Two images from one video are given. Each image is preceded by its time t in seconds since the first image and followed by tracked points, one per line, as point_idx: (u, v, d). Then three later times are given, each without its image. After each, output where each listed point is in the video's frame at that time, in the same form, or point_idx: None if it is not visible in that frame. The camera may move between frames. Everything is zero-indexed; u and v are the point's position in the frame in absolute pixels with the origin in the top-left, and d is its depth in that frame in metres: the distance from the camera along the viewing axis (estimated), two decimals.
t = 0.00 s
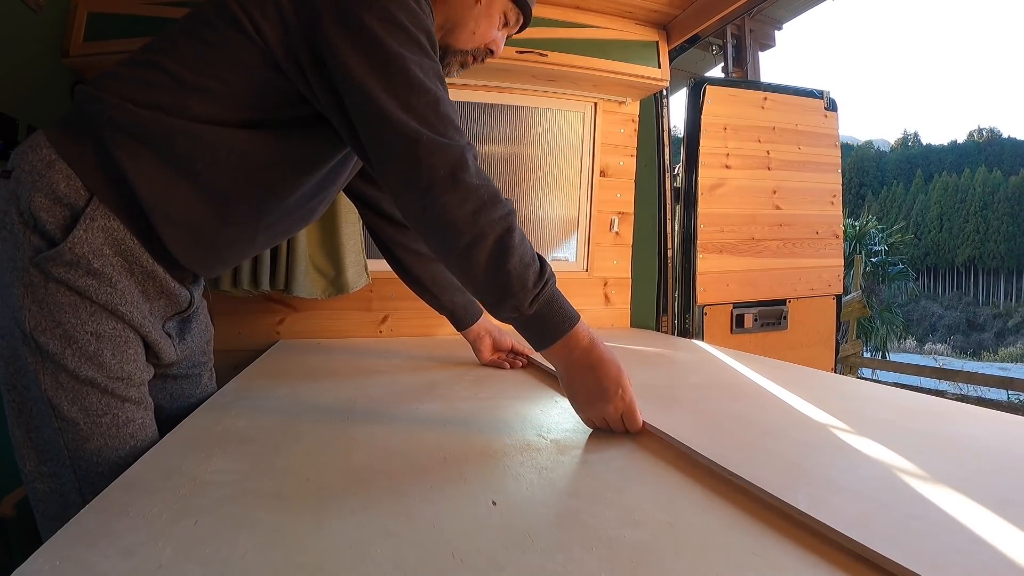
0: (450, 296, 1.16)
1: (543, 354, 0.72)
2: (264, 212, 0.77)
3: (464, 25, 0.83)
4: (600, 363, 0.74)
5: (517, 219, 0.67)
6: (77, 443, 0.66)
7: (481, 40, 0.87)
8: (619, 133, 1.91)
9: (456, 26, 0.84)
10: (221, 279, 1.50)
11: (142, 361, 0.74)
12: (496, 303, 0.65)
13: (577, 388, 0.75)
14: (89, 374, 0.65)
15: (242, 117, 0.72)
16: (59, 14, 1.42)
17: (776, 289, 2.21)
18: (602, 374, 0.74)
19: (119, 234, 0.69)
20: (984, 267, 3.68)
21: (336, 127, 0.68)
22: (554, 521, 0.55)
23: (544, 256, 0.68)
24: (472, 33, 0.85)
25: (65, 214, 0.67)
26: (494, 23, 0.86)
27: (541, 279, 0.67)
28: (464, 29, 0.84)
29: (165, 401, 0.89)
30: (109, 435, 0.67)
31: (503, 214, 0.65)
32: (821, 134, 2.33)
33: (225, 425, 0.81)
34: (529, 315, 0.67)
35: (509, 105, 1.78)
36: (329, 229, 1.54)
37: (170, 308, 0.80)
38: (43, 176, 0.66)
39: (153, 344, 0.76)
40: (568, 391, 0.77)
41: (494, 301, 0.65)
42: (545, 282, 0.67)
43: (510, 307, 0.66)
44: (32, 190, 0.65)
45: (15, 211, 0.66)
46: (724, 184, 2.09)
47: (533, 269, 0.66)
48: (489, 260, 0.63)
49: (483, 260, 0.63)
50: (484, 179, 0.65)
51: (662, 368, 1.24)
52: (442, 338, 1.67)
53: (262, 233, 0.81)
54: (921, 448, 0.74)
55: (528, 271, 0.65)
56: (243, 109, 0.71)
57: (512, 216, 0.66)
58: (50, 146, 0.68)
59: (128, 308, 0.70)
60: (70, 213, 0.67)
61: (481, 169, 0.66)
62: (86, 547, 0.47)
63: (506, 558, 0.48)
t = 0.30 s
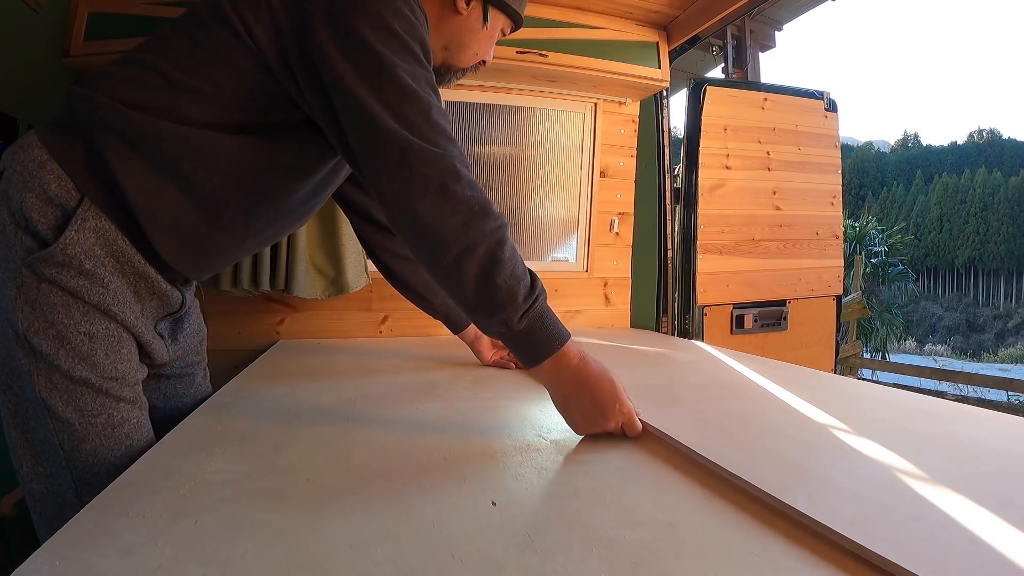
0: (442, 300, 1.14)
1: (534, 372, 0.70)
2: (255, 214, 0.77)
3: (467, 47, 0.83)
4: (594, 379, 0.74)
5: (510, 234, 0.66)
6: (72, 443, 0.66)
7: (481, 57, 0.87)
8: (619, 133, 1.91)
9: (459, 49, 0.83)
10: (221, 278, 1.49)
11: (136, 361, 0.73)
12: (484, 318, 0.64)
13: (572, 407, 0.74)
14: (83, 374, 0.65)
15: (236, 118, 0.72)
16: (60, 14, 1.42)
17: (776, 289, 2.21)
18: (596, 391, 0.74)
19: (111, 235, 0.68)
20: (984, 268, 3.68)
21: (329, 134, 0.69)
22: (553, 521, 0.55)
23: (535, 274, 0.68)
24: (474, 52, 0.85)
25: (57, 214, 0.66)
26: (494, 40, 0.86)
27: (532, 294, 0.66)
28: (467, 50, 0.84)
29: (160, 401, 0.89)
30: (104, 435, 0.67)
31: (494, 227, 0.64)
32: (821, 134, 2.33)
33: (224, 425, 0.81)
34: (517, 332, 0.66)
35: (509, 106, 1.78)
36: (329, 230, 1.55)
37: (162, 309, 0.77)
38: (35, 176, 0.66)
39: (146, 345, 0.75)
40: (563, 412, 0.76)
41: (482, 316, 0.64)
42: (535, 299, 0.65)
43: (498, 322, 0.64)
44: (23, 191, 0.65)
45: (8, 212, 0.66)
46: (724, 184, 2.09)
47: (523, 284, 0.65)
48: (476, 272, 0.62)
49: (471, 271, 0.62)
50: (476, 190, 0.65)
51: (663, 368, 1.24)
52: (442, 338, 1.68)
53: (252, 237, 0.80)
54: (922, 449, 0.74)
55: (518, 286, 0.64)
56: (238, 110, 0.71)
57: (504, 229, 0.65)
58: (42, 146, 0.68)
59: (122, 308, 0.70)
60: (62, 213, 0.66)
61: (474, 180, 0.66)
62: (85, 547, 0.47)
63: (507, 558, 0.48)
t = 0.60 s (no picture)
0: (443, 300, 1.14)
1: (539, 380, 0.69)
2: (256, 215, 0.77)
3: (471, 54, 0.83)
4: (597, 386, 0.73)
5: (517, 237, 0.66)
6: (75, 441, 0.66)
7: (485, 62, 0.88)
8: (619, 133, 1.91)
9: (463, 56, 0.83)
10: (221, 278, 1.50)
11: (138, 359, 0.73)
12: (488, 321, 0.64)
13: (573, 414, 0.74)
14: (87, 372, 0.65)
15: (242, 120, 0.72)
16: (61, 13, 1.42)
17: (776, 290, 2.21)
18: (599, 398, 0.73)
19: (114, 234, 0.68)
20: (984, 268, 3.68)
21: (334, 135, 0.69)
22: (553, 521, 0.55)
23: (540, 278, 0.68)
24: (477, 58, 0.85)
25: (60, 213, 0.66)
26: (498, 46, 0.86)
27: (537, 299, 0.66)
28: (471, 57, 0.84)
29: (161, 399, 0.89)
30: (108, 433, 0.67)
31: (501, 231, 0.64)
32: (821, 135, 2.34)
33: (225, 424, 0.82)
34: (522, 336, 0.66)
35: (509, 106, 1.79)
36: (329, 229, 1.55)
37: (162, 309, 0.77)
38: (38, 175, 0.66)
39: (148, 343, 0.75)
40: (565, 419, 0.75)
41: (486, 318, 0.64)
42: (540, 304, 0.66)
43: (503, 325, 0.64)
44: (27, 189, 0.65)
45: (10, 211, 0.66)
46: (724, 185, 2.09)
47: (529, 289, 0.65)
48: (483, 275, 0.62)
49: (478, 274, 0.62)
50: (484, 193, 0.65)
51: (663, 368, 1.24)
52: (443, 338, 1.68)
53: (252, 238, 0.81)
54: (920, 448, 0.74)
55: (524, 290, 0.64)
56: (243, 112, 0.71)
57: (512, 232, 0.65)
58: (45, 145, 0.68)
59: (124, 307, 0.70)
60: (65, 212, 0.66)
61: (482, 183, 0.66)
62: (85, 547, 0.47)
63: (507, 558, 0.48)
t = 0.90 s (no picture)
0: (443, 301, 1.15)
1: (541, 378, 0.69)
2: (257, 215, 0.77)
3: (472, 59, 0.83)
4: (599, 388, 0.72)
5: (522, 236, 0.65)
6: (77, 441, 0.66)
7: (485, 66, 0.88)
8: (619, 134, 1.91)
9: (464, 60, 0.83)
10: (221, 278, 1.50)
11: (139, 359, 0.73)
12: (491, 319, 0.64)
13: (574, 415, 0.74)
14: (89, 372, 0.65)
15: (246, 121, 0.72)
16: (62, 13, 1.42)
17: (776, 290, 2.21)
18: (601, 399, 0.73)
19: (115, 235, 0.68)
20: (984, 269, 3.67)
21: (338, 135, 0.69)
22: (554, 521, 0.55)
23: (545, 278, 0.67)
24: (478, 62, 0.85)
25: (61, 214, 0.66)
26: (498, 50, 0.86)
27: (541, 299, 0.65)
28: (471, 61, 0.84)
29: (161, 399, 0.89)
30: (110, 432, 0.67)
31: (506, 229, 0.63)
32: (822, 135, 2.34)
33: (224, 424, 0.82)
34: (526, 334, 0.65)
35: (510, 106, 1.79)
36: (329, 230, 1.56)
37: (162, 310, 0.77)
38: (39, 175, 0.66)
39: (148, 344, 0.75)
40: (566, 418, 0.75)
41: (489, 316, 0.64)
42: (543, 304, 0.65)
43: (506, 323, 0.64)
44: (27, 189, 0.65)
45: (10, 211, 0.66)
46: (724, 185, 2.09)
47: (533, 288, 0.64)
48: (486, 272, 0.62)
49: (482, 271, 0.61)
50: (489, 191, 0.64)
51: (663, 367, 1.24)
52: (443, 338, 1.68)
53: (253, 239, 0.81)
54: (920, 448, 0.74)
55: (528, 289, 0.64)
56: (245, 112, 0.71)
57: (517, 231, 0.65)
58: (46, 144, 0.68)
59: (125, 308, 0.70)
60: (66, 213, 0.66)
61: (488, 181, 0.66)
62: (84, 547, 0.47)
63: (507, 558, 0.48)
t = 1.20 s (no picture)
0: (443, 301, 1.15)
1: (543, 379, 0.69)
2: (256, 215, 0.77)
3: (469, 61, 0.83)
4: (601, 389, 0.72)
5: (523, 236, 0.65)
6: (77, 443, 0.65)
7: (483, 67, 0.88)
8: (619, 134, 1.91)
9: (460, 63, 0.84)
10: (221, 278, 1.50)
11: (137, 360, 0.73)
12: (493, 319, 0.63)
13: (575, 415, 0.74)
14: (88, 373, 0.65)
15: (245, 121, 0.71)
16: (61, 13, 1.42)
17: (776, 290, 2.21)
18: (602, 400, 0.73)
19: (113, 236, 0.68)
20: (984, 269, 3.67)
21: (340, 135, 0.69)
22: (554, 522, 0.55)
23: (546, 279, 0.67)
24: (474, 64, 0.85)
25: (59, 214, 0.66)
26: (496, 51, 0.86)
27: (542, 299, 0.65)
28: (469, 63, 0.84)
29: (160, 400, 0.88)
30: (110, 434, 0.67)
31: (508, 228, 0.63)
32: (821, 136, 2.34)
33: (224, 425, 0.82)
34: (528, 334, 0.65)
35: (510, 107, 1.79)
36: (329, 230, 1.56)
37: (160, 311, 0.77)
38: (36, 175, 0.66)
39: (147, 345, 0.75)
40: (567, 419, 0.75)
41: (491, 317, 0.63)
42: (545, 305, 0.65)
43: (508, 324, 0.64)
44: (25, 189, 0.65)
45: (8, 211, 0.66)
46: (724, 185, 2.09)
47: (535, 289, 0.64)
48: (489, 272, 0.61)
49: (484, 271, 0.61)
50: (491, 191, 0.64)
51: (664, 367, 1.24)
52: (442, 339, 1.68)
53: (252, 239, 0.81)
54: (921, 449, 0.74)
55: (530, 289, 0.63)
56: (245, 113, 0.71)
57: (519, 230, 0.65)
58: (44, 144, 0.68)
59: (123, 308, 0.70)
60: (64, 213, 0.66)
61: (490, 181, 0.66)
62: (84, 547, 0.47)
63: (507, 558, 0.48)
